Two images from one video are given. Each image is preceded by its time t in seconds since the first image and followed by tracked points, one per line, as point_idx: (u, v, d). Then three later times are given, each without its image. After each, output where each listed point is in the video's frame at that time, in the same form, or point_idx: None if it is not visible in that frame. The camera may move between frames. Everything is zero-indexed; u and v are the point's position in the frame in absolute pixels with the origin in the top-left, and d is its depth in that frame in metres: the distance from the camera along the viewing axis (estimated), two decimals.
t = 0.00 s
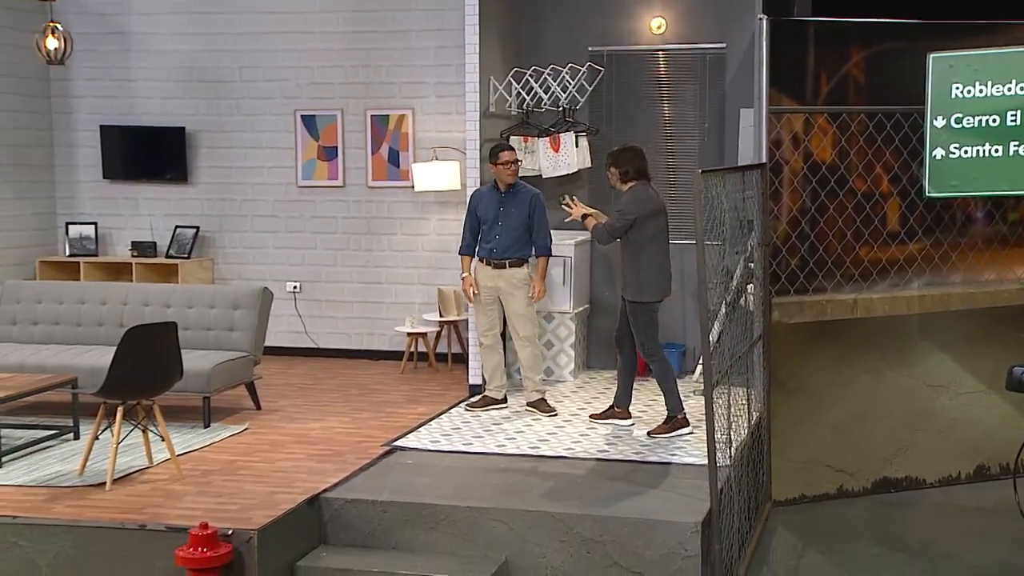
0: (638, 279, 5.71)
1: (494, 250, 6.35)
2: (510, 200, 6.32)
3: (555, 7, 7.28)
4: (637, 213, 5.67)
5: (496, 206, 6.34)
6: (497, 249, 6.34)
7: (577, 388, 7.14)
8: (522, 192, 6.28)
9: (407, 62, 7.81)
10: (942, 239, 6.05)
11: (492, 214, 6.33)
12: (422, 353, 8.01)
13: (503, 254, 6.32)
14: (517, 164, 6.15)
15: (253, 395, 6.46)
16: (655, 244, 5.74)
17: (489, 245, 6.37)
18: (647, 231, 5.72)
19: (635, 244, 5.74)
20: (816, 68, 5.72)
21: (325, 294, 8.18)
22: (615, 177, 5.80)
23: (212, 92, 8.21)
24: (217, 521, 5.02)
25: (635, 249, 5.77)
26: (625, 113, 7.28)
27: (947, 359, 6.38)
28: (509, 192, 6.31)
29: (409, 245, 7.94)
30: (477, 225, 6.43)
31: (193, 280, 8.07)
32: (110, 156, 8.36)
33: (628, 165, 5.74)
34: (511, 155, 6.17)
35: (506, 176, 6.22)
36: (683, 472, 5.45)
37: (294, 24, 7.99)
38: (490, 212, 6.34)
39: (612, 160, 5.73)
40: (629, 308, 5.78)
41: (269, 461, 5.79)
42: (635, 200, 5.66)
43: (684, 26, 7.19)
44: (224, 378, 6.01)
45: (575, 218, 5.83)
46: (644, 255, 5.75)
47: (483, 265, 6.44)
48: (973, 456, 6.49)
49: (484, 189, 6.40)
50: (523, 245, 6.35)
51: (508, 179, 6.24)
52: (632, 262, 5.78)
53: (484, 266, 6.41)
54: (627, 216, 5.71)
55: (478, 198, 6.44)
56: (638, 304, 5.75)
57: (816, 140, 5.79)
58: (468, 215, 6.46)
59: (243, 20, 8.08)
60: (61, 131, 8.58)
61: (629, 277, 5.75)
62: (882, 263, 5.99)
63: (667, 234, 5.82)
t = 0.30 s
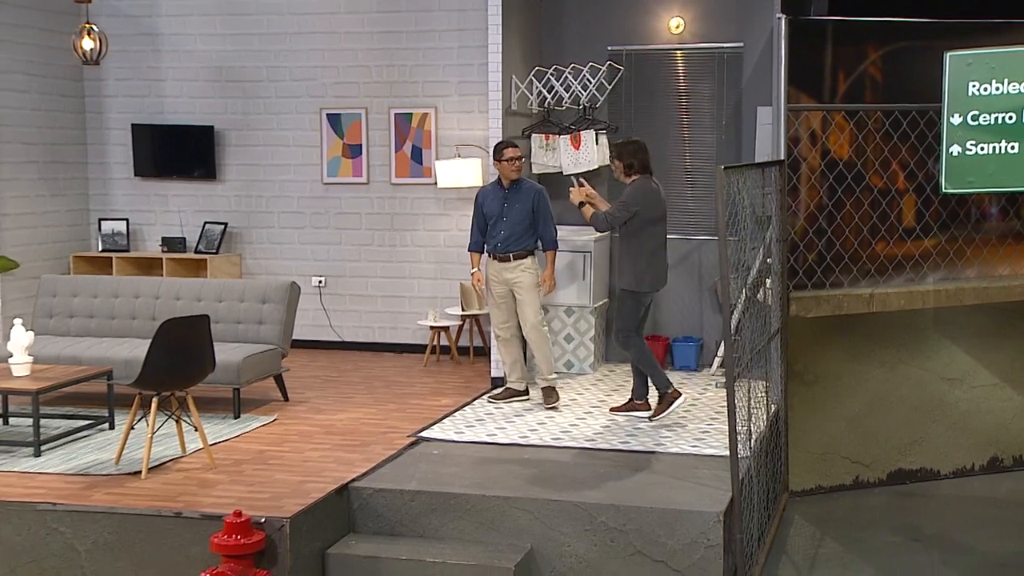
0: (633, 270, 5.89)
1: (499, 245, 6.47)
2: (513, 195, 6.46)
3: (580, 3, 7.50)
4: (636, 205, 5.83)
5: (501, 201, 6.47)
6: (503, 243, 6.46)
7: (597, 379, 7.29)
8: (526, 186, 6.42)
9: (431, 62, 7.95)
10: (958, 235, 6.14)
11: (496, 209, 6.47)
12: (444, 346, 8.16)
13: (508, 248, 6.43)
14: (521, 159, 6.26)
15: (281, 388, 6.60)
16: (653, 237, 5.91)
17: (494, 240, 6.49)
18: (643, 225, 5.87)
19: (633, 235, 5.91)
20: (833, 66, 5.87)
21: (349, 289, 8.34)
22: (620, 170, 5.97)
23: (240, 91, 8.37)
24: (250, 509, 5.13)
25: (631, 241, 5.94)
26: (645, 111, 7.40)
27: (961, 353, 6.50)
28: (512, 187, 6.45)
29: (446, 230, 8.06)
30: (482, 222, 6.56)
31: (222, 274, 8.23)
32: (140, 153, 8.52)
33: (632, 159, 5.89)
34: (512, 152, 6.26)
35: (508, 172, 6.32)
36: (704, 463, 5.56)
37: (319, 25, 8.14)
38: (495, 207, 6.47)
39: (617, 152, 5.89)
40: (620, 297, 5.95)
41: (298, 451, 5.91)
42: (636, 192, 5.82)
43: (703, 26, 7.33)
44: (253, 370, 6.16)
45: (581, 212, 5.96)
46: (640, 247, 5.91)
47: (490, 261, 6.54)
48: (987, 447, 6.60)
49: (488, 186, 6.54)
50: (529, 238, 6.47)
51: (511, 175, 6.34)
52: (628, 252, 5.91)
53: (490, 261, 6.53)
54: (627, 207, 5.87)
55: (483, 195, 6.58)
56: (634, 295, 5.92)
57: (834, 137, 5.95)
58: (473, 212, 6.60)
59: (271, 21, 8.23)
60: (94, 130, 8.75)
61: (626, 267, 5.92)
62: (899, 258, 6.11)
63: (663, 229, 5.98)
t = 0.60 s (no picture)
0: (636, 265, 6.04)
1: (504, 241, 6.61)
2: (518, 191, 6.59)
3: (598, 6, 7.61)
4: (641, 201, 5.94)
5: (505, 197, 6.62)
6: (508, 239, 6.61)
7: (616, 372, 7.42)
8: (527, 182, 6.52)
9: (453, 61, 8.07)
10: (973, 231, 6.24)
11: (501, 205, 6.62)
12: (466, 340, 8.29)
13: (510, 243, 6.55)
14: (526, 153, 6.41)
15: (308, 379, 6.73)
16: (655, 232, 6.02)
17: (501, 236, 6.65)
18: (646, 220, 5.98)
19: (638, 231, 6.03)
20: (851, 64, 6.00)
21: (372, 284, 8.48)
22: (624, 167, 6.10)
23: (266, 90, 8.51)
24: (281, 497, 5.23)
25: (634, 235, 6.07)
26: (663, 109, 7.53)
27: (975, 347, 6.61)
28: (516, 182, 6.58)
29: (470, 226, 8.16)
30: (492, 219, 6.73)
31: (249, 269, 8.39)
32: (168, 151, 8.67)
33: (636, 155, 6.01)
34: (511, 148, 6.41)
35: (511, 169, 6.49)
36: (725, 455, 5.66)
37: (343, 25, 8.28)
38: (500, 203, 6.63)
39: (622, 148, 6.01)
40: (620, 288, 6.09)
41: (325, 441, 6.01)
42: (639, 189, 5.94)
43: (720, 25, 7.42)
44: (281, 363, 6.28)
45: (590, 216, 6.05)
46: (641, 241, 6.04)
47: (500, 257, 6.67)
48: (1000, 439, 6.72)
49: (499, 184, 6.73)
50: (531, 233, 6.56)
51: (514, 172, 6.50)
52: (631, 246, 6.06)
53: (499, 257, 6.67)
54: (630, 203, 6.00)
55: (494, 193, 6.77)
56: (633, 287, 6.06)
57: (851, 134, 6.06)
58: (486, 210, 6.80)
59: (296, 22, 8.37)
60: (125, 129, 8.90)
61: (630, 260, 6.07)
62: (914, 254, 6.23)
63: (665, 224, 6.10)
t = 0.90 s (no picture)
0: (629, 264, 6.09)
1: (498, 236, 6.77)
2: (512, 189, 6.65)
3: (617, 6, 7.70)
4: (637, 200, 6.01)
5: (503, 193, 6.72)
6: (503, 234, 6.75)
7: (635, 366, 7.54)
8: (516, 183, 6.53)
9: (475, 60, 8.19)
10: (988, 226, 6.35)
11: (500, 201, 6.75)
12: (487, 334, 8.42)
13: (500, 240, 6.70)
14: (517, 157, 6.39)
15: (334, 372, 6.86)
16: (647, 232, 6.08)
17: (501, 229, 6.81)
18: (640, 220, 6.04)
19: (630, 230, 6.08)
20: (868, 63, 6.11)
21: (395, 278, 8.61)
22: (621, 166, 6.16)
23: (291, 89, 8.64)
24: (311, 487, 5.31)
25: (626, 235, 6.14)
26: (682, 107, 7.65)
27: (990, 341, 6.73)
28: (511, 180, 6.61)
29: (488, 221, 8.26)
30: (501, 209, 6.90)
31: (274, 264, 8.53)
32: (195, 148, 8.81)
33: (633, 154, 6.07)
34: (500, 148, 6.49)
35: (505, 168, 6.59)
36: (746, 447, 5.76)
37: (366, 25, 8.40)
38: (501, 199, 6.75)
39: (618, 147, 6.05)
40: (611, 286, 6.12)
41: (352, 432, 6.12)
42: (635, 188, 6.01)
43: (738, 24, 7.51)
44: (307, 356, 6.41)
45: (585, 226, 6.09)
46: (633, 240, 6.10)
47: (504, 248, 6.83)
48: (1016, 432, 6.80)
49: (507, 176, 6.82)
50: (519, 232, 6.64)
51: (507, 170, 6.59)
52: (624, 244, 6.11)
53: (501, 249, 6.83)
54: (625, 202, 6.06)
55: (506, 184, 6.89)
56: (623, 286, 6.11)
57: (868, 131, 6.16)
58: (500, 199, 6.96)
59: (320, 22, 8.50)
60: (154, 127, 9.05)
61: (622, 259, 6.11)
62: (930, 249, 6.34)
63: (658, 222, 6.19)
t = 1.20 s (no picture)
0: (621, 257, 6.25)
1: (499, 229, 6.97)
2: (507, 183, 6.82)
3: (635, 5, 7.78)
4: (627, 193, 6.18)
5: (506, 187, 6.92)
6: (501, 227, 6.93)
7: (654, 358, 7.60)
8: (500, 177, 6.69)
9: (496, 58, 8.30)
10: (1004, 222, 6.44)
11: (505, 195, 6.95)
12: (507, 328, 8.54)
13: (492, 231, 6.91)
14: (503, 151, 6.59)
15: (358, 364, 6.98)
16: (638, 224, 6.26)
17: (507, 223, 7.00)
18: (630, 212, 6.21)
19: (622, 224, 6.25)
20: (886, 60, 6.20)
21: (417, 273, 8.73)
22: (612, 160, 6.33)
23: (315, 87, 8.77)
24: (340, 477, 5.41)
25: (616, 229, 6.32)
26: (699, 104, 7.75)
27: (1005, 335, 6.82)
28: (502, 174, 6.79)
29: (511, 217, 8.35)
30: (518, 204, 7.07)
31: (298, 259, 8.66)
32: (221, 146, 8.95)
33: (623, 148, 6.24)
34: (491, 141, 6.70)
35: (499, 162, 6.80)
36: (766, 439, 5.85)
37: (389, 25, 8.52)
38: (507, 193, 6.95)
39: (608, 143, 6.22)
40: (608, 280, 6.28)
41: (378, 423, 6.22)
42: (625, 182, 6.18)
43: (756, 23, 7.60)
44: (333, 349, 6.54)
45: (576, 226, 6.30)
46: (626, 233, 6.27)
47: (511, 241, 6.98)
48: None
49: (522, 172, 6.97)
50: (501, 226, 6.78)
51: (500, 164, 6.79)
52: (616, 237, 6.28)
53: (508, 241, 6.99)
54: (614, 196, 6.24)
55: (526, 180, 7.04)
56: (620, 279, 6.28)
57: (885, 128, 6.26)
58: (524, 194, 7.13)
59: (344, 22, 8.62)
60: (181, 125, 9.19)
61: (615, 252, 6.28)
62: (946, 244, 6.44)
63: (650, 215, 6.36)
